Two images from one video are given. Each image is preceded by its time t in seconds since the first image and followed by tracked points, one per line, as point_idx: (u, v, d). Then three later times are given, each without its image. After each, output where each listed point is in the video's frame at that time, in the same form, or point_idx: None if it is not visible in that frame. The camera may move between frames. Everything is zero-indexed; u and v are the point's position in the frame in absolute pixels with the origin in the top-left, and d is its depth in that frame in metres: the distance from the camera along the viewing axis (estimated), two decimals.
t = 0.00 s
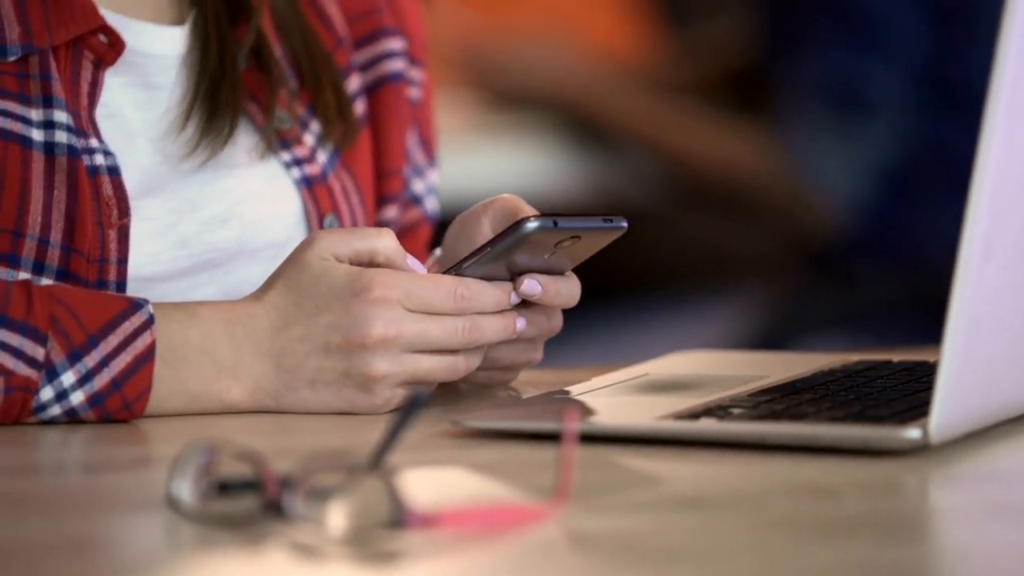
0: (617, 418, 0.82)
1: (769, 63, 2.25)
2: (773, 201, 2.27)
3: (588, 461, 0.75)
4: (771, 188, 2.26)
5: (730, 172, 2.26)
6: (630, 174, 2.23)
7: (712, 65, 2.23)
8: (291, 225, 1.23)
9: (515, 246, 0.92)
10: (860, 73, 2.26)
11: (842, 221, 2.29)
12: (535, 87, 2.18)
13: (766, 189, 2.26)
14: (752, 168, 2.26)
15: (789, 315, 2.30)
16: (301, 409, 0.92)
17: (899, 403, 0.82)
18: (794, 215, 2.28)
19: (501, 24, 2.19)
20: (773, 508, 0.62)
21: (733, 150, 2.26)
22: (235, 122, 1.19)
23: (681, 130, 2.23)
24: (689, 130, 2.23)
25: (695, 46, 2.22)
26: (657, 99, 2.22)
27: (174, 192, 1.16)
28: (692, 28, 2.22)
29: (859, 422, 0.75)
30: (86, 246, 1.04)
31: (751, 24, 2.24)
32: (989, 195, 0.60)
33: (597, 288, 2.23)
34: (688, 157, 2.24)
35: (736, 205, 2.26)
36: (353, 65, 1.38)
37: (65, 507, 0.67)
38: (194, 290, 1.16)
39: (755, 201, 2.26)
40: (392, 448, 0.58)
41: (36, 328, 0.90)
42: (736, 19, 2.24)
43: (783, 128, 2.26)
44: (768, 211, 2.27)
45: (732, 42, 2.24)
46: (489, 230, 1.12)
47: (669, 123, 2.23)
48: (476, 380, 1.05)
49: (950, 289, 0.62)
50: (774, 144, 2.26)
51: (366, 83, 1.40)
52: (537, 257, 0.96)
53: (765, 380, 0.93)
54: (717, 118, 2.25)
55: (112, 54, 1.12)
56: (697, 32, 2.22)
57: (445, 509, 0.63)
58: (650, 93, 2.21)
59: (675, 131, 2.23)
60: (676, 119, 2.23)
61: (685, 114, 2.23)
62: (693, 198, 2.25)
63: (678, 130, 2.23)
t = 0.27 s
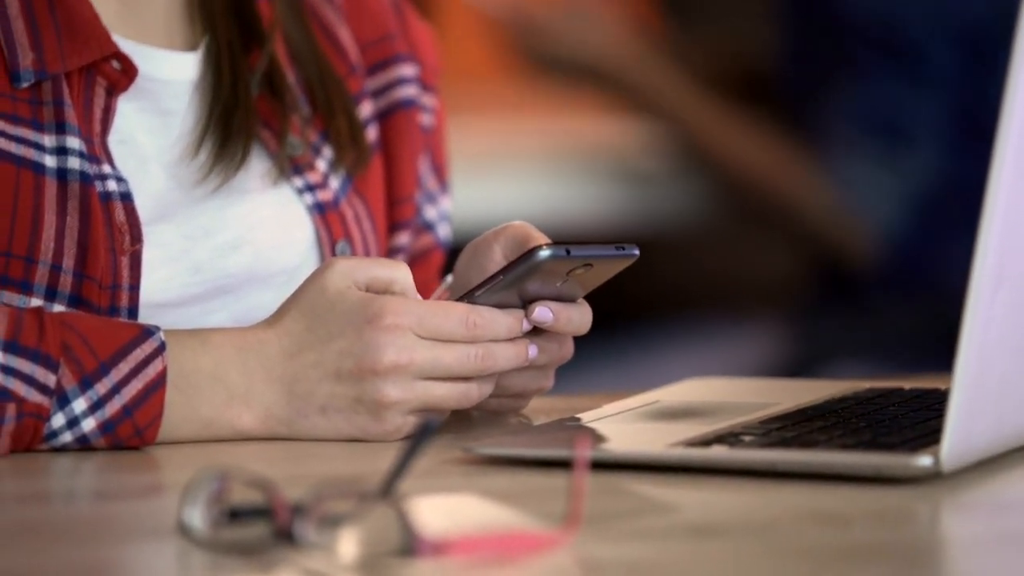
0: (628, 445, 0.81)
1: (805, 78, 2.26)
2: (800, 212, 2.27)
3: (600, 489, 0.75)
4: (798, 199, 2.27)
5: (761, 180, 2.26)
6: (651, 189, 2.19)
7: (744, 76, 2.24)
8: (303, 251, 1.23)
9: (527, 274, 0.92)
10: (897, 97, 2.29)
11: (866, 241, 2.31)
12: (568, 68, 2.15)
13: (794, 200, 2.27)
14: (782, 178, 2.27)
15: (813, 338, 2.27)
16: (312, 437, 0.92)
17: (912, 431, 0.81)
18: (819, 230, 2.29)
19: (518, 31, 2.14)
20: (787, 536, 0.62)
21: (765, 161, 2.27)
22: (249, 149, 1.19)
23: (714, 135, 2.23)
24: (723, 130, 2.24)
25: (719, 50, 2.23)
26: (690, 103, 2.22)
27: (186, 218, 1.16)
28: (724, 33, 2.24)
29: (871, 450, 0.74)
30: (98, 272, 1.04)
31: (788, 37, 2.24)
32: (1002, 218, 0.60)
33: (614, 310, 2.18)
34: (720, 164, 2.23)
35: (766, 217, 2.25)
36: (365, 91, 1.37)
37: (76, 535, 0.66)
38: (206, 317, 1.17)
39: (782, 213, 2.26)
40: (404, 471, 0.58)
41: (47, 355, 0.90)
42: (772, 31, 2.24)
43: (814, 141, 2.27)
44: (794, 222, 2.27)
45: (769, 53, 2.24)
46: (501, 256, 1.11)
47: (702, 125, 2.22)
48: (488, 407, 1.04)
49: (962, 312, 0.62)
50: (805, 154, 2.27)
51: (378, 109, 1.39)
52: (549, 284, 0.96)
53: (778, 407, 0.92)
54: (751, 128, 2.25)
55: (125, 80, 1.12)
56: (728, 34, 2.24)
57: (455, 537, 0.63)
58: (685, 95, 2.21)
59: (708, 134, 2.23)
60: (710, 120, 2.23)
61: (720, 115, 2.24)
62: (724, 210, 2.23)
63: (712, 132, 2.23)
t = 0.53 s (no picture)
0: (640, 472, 0.81)
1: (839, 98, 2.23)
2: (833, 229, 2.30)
3: (614, 517, 0.74)
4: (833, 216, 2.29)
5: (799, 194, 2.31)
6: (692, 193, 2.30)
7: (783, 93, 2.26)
8: (317, 279, 1.21)
9: (541, 302, 0.92)
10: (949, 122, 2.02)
11: (904, 264, 2.23)
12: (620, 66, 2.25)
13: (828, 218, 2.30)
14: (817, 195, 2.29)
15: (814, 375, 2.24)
16: (326, 465, 0.92)
17: (925, 459, 0.81)
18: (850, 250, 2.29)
19: (573, 26, 2.23)
20: (800, 564, 0.61)
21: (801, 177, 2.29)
22: (263, 175, 1.18)
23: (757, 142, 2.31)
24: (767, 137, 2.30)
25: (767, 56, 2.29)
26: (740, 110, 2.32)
27: (201, 245, 1.14)
28: (770, 43, 2.29)
29: (884, 478, 0.74)
30: (112, 300, 1.03)
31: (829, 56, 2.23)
32: (1016, 248, 0.60)
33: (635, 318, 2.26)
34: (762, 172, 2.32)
35: (800, 232, 2.31)
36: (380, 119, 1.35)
37: (90, 563, 0.66)
38: (222, 343, 1.15)
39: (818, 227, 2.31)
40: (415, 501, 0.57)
41: (61, 383, 0.90)
42: (815, 48, 2.25)
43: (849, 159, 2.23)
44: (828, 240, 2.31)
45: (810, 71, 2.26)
46: (514, 285, 1.11)
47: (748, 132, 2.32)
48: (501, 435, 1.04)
49: (975, 344, 0.61)
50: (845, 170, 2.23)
51: (393, 137, 1.37)
52: (562, 313, 0.96)
53: (790, 435, 0.92)
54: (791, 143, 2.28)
55: (140, 108, 1.10)
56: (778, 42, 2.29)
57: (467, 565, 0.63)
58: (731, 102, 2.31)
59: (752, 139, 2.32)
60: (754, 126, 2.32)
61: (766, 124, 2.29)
62: (754, 225, 2.32)
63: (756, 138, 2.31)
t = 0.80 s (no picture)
0: (652, 503, 0.81)
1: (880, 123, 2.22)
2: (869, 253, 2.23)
3: (625, 548, 0.74)
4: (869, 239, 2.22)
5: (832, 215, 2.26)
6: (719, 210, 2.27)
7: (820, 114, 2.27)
8: (332, 307, 1.21)
9: (553, 332, 0.93)
10: (996, 150, 2.06)
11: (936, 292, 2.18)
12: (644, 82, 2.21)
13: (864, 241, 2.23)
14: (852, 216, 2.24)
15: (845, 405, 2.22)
16: (339, 494, 0.92)
17: (939, 490, 0.81)
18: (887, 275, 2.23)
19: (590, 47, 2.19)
20: None
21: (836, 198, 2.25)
22: (279, 203, 1.18)
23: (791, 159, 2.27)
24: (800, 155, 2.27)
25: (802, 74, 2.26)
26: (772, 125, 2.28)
27: (217, 273, 1.14)
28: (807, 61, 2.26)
29: (897, 509, 0.74)
30: (127, 328, 1.02)
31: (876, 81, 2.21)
32: None
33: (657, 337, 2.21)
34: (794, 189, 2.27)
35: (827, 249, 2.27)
36: (394, 148, 1.35)
37: None
38: (237, 371, 1.14)
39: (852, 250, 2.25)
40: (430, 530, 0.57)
41: (75, 414, 0.90)
42: (859, 69, 2.21)
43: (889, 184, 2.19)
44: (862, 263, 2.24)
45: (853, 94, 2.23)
46: (527, 315, 1.11)
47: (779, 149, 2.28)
48: (514, 466, 1.04)
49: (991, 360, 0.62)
50: (887, 194, 2.18)
51: (407, 165, 1.36)
52: (575, 341, 0.96)
53: (803, 466, 0.92)
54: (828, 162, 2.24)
55: (155, 136, 1.10)
56: (817, 58, 2.26)
57: None
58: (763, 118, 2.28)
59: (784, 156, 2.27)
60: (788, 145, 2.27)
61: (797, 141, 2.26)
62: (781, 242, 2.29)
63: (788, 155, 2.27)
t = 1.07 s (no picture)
0: (665, 536, 0.80)
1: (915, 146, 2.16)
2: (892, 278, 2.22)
3: None
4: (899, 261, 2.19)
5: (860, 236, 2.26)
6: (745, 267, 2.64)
7: (867, 138, 2.32)
8: (345, 339, 1.20)
9: (566, 362, 0.93)
10: None
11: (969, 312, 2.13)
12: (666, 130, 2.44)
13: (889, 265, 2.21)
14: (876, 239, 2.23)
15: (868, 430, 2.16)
16: (352, 526, 0.92)
17: (953, 522, 0.80)
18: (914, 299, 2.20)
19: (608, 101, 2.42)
20: None
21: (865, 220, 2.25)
22: (291, 235, 1.17)
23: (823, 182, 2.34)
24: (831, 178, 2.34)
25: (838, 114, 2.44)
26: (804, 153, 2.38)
27: (230, 305, 1.13)
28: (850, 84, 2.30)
29: (912, 541, 0.73)
30: (140, 361, 1.02)
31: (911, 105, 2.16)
32: None
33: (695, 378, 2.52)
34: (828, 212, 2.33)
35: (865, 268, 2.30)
36: (407, 179, 1.35)
37: None
38: (248, 404, 1.15)
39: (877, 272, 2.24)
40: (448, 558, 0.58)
41: (88, 445, 0.90)
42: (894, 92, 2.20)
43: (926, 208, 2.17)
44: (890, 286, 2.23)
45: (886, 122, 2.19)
46: (541, 346, 1.11)
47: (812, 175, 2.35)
48: (527, 498, 1.04)
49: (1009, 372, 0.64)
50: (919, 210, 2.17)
51: (419, 197, 1.37)
52: (588, 371, 0.96)
53: (817, 499, 0.91)
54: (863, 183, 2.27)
55: (168, 168, 1.09)
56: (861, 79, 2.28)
57: None
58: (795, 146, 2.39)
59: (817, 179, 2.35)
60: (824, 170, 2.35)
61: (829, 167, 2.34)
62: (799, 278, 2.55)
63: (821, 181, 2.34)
